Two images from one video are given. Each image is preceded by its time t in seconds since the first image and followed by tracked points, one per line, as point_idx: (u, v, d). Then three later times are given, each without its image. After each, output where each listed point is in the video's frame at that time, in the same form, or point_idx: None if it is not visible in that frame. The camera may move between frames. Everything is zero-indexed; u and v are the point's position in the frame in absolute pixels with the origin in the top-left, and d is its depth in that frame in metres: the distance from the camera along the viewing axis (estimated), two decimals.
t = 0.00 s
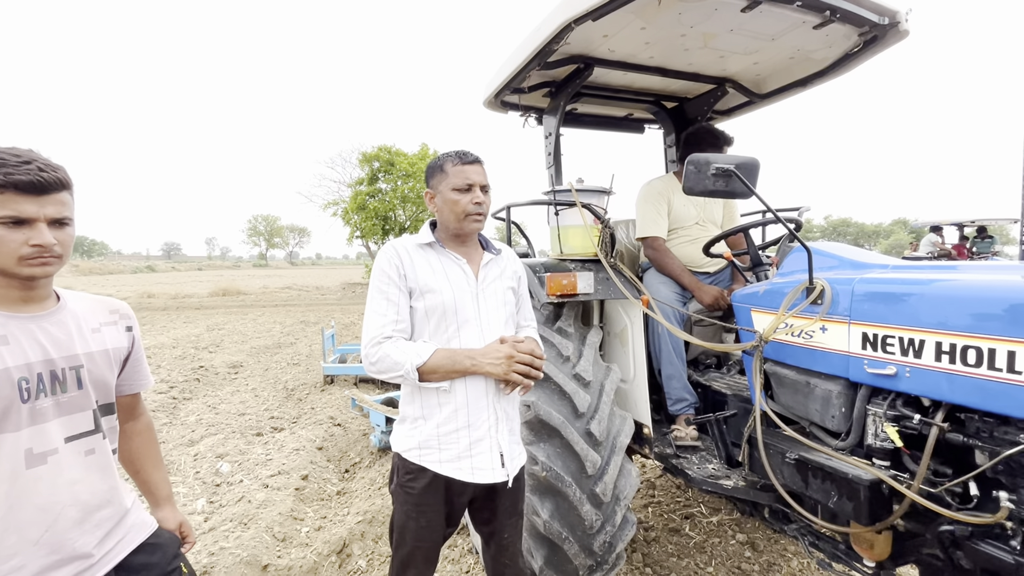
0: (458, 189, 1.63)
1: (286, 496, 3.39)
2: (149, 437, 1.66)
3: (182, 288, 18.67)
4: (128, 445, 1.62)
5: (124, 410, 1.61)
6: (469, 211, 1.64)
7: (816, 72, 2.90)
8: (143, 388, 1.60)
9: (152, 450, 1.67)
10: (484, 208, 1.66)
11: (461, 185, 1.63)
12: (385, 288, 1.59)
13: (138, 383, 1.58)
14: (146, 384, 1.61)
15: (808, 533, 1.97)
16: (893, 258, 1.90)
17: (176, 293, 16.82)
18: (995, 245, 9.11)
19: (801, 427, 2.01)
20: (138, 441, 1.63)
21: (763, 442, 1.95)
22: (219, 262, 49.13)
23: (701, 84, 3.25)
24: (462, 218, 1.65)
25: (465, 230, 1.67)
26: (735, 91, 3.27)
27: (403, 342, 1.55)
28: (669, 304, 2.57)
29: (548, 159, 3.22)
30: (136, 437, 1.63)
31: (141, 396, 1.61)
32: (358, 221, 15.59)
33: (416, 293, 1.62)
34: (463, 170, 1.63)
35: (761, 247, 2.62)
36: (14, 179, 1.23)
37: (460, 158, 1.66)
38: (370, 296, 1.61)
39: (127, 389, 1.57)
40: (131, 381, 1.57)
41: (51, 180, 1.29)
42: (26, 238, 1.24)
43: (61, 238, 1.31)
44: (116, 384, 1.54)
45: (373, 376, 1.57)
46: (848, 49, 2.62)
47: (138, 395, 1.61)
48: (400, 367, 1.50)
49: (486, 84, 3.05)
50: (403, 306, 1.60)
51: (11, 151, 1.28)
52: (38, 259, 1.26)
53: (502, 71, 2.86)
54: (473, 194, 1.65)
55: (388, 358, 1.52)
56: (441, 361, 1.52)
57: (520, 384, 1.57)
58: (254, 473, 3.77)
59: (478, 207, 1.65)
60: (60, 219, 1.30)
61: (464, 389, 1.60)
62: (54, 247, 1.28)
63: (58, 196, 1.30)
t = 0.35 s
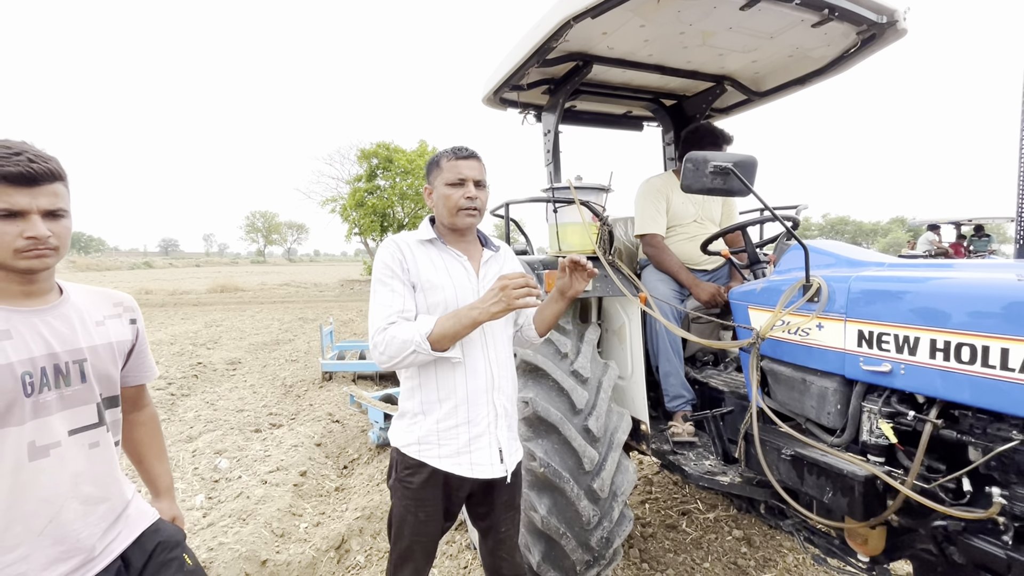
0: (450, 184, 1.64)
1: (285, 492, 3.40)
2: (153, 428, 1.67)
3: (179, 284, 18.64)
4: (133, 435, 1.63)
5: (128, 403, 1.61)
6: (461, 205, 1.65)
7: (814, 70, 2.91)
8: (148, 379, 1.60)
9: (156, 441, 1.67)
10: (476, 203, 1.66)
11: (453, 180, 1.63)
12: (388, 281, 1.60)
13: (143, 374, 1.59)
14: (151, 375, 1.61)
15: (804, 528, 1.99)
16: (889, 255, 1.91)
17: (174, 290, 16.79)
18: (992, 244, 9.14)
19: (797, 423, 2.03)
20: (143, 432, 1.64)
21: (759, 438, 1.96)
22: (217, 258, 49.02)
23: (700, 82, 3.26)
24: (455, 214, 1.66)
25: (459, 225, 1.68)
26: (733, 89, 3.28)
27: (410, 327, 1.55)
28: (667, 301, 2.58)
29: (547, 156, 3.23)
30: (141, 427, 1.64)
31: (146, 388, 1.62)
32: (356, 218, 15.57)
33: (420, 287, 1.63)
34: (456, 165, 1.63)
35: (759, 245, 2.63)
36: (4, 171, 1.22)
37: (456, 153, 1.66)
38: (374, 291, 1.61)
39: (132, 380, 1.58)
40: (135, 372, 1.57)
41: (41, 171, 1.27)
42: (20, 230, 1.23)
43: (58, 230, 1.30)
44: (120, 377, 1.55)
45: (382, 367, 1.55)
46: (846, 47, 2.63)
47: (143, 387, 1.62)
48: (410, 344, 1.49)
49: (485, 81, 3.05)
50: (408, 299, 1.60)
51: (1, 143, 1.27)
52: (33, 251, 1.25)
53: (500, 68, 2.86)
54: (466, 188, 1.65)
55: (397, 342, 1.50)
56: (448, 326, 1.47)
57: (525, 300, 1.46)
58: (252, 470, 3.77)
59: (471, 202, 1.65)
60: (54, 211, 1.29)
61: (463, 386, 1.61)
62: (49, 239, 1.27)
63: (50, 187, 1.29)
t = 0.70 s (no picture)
0: (450, 182, 1.63)
1: (285, 490, 3.40)
2: (180, 431, 1.66)
3: (179, 282, 18.63)
4: (159, 435, 1.62)
5: (158, 402, 1.61)
6: (459, 204, 1.64)
7: (816, 68, 2.90)
8: (179, 378, 1.60)
9: (181, 444, 1.66)
10: (476, 203, 1.65)
11: (452, 178, 1.62)
12: (393, 275, 1.59)
13: (175, 372, 1.58)
14: (182, 374, 1.61)
15: (804, 526, 1.99)
16: (891, 253, 1.91)
17: (172, 287, 16.76)
18: (991, 242, 9.14)
19: (797, 421, 2.03)
20: (169, 433, 1.63)
21: (760, 436, 1.96)
22: (216, 256, 48.95)
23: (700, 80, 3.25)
24: (453, 213, 1.65)
25: (457, 224, 1.67)
26: (734, 86, 3.27)
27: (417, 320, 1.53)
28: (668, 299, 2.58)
29: (548, 153, 3.22)
30: (167, 428, 1.63)
31: (177, 387, 1.62)
32: (355, 216, 15.55)
33: (424, 284, 1.62)
34: (458, 163, 1.61)
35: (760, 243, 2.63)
36: (48, 165, 1.24)
37: (462, 149, 1.64)
38: (380, 285, 1.59)
39: (165, 378, 1.57)
40: (168, 371, 1.57)
41: (84, 166, 1.28)
42: (60, 222, 1.24)
43: (97, 224, 1.30)
44: (153, 373, 1.55)
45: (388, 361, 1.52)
46: (848, 44, 2.62)
47: (174, 386, 1.61)
48: (420, 335, 1.47)
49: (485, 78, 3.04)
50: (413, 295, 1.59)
51: (54, 140, 1.30)
52: (71, 243, 1.25)
53: (500, 64, 2.85)
54: (465, 188, 1.63)
55: (405, 335, 1.48)
56: (456, 314, 1.46)
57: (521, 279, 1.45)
58: (252, 467, 3.77)
59: (469, 202, 1.64)
60: (94, 206, 1.28)
61: (465, 385, 1.61)
62: (86, 232, 1.27)
63: (92, 182, 1.29)
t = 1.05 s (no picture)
0: (452, 180, 1.63)
1: (286, 488, 3.40)
2: (230, 420, 1.64)
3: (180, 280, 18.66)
4: (210, 425, 1.61)
5: (206, 393, 1.60)
6: (461, 205, 1.63)
7: (818, 64, 2.89)
8: (222, 370, 1.58)
9: (232, 433, 1.64)
10: (477, 203, 1.64)
11: (454, 177, 1.62)
12: (390, 276, 1.59)
13: (217, 365, 1.57)
14: (225, 367, 1.59)
15: (806, 524, 1.98)
16: (894, 250, 1.90)
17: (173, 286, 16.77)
18: (992, 239, 9.12)
19: (800, 419, 2.02)
20: (220, 422, 1.62)
21: (762, 434, 1.96)
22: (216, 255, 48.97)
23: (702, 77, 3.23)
24: (454, 212, 1.65)
25: (457, 223, 1.66)
26: (735, 83, 3.26)
27: (408, 326, 1.54)
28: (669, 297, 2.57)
29: (548, 151, 3.21)
30: (217, 419, 1.62)
31: (223, 378, 1.60)
32: (355, 215, 15.54)
33: (421, 284, 1.62)
34: (460, 162, 1.61)
35: (762, 240, 2.62)
36: (94, 160, 1.24)
37: (464, 148, 1.64)
38: (376, 285, 1.60)
39: (206, 370, 1.56)
40: (209, 363, 1.56)
41: (128, 161, 1.28)
42: (103, 215, 1.24)
43: (139, 218, 1.29)
44: (195, 365, 1.54)
45: (378, 365, 1.55)
46: (851, 40, 2.61)
47: (219, 378, 1.60)
48: (408, 350, 1.49)
49: (486, 76, 3.03)
50: (409, 296, 1.59)
51: (102, 138, 1.31)
52: (113, 235, 1.25)
53: (501, 62, 2.84)
54: (467, 188, 1.63)
55: (395, 343, 1.51)
56: (446, 341, 1.47)
57: (525, 362, 1.40)
58: (254, 465, 3.77)
59: (470, 202, 1.63)
60: (136, 200, 1.28)
61: (463, 383, 1.60)
62: (128, 224, 1.27)
63: (136, 177, 1.28)
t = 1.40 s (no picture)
0: (448, 180, 1.63)
1: (289, 488, 3.41)
2: (247, 420, 1.65)
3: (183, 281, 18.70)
4: (227, 425, 1.62)
5: (223, 394, 1.61)
6: (457, 203, 1.63)
7: (821, 63, 2.88)
8: (240, 371, 1.58)
9: (248, 434, 1.65)
10: (474, 200, 1.64)
11: (451, 176, 1.62)
12: (389, 277, 1.59)
13: (232, 367, 1.56)
14: (243, 367, 1.59)
15: (810, 523, 1.97)
16: (897, 249, 1.89)
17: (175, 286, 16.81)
18: (995, 238, 9.09)
19: (803, 419, 2.02)
20: (236, 423, 1.63)
21: (765, 434, 1.96)
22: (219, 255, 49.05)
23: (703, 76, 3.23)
24: (451, 211, 1.65)
25: (455, 222, 1.66)
26: (737, 82, 3.25)
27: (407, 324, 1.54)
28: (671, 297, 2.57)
29: (550, 151, 3.21)
30: (234, 419, 1.63)
31: (239, 379, 1.61)
32: (356, 215, 15.56)
33: (420, 284, 1.62)
34: (456, 161, 1.61)
35: (764, 240, 2.62)
36: (107, 159, 1.24)
37: (459, 148, 1.64)
38: (375, 286, 1.61)
39: (223, 371, 1.56)
40: (224, 364, 1.56)
41: (141, 160, 1.27)
42: (114, 213, 1.24)
43: (151, 217, 1.27)
44: (211, 367, 1.55)
45: (381, 365, 1.54)
46: (853, 39, 2.61)
47: (236, 379, 1.60)
48: (407, 341, 1.49)
49: (487, 75, 3.03)
50: (408, 296, 1.59)
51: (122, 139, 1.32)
52: (124, 233, 1.25)
53: (502, 62, 2.84)
54: (463, 186, 1.63)
55: (392, 339, 1.50)
56: (442, 322, 1.47)
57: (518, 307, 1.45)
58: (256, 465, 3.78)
59: (468, 200, 1.63)
60: (147, 199, 1.27)
61: (464, 383, 1.60)
62: (139, 223, 1.26)
63: (148, 177, 1.28)
